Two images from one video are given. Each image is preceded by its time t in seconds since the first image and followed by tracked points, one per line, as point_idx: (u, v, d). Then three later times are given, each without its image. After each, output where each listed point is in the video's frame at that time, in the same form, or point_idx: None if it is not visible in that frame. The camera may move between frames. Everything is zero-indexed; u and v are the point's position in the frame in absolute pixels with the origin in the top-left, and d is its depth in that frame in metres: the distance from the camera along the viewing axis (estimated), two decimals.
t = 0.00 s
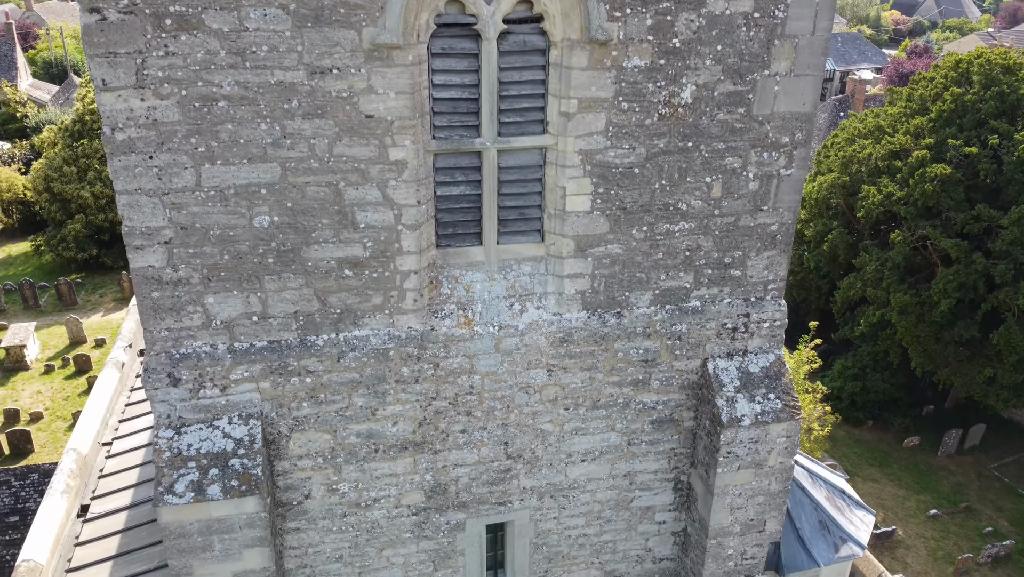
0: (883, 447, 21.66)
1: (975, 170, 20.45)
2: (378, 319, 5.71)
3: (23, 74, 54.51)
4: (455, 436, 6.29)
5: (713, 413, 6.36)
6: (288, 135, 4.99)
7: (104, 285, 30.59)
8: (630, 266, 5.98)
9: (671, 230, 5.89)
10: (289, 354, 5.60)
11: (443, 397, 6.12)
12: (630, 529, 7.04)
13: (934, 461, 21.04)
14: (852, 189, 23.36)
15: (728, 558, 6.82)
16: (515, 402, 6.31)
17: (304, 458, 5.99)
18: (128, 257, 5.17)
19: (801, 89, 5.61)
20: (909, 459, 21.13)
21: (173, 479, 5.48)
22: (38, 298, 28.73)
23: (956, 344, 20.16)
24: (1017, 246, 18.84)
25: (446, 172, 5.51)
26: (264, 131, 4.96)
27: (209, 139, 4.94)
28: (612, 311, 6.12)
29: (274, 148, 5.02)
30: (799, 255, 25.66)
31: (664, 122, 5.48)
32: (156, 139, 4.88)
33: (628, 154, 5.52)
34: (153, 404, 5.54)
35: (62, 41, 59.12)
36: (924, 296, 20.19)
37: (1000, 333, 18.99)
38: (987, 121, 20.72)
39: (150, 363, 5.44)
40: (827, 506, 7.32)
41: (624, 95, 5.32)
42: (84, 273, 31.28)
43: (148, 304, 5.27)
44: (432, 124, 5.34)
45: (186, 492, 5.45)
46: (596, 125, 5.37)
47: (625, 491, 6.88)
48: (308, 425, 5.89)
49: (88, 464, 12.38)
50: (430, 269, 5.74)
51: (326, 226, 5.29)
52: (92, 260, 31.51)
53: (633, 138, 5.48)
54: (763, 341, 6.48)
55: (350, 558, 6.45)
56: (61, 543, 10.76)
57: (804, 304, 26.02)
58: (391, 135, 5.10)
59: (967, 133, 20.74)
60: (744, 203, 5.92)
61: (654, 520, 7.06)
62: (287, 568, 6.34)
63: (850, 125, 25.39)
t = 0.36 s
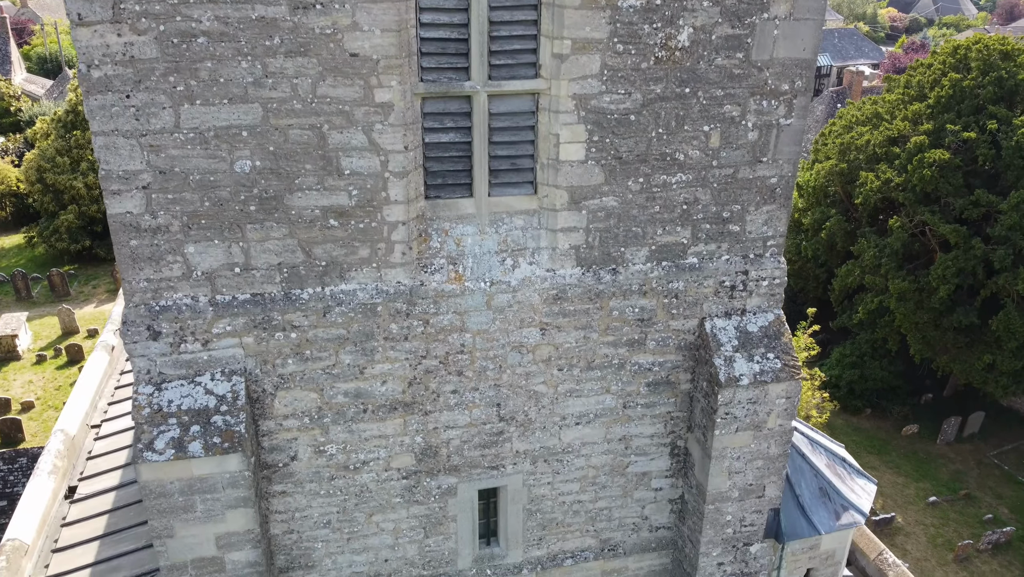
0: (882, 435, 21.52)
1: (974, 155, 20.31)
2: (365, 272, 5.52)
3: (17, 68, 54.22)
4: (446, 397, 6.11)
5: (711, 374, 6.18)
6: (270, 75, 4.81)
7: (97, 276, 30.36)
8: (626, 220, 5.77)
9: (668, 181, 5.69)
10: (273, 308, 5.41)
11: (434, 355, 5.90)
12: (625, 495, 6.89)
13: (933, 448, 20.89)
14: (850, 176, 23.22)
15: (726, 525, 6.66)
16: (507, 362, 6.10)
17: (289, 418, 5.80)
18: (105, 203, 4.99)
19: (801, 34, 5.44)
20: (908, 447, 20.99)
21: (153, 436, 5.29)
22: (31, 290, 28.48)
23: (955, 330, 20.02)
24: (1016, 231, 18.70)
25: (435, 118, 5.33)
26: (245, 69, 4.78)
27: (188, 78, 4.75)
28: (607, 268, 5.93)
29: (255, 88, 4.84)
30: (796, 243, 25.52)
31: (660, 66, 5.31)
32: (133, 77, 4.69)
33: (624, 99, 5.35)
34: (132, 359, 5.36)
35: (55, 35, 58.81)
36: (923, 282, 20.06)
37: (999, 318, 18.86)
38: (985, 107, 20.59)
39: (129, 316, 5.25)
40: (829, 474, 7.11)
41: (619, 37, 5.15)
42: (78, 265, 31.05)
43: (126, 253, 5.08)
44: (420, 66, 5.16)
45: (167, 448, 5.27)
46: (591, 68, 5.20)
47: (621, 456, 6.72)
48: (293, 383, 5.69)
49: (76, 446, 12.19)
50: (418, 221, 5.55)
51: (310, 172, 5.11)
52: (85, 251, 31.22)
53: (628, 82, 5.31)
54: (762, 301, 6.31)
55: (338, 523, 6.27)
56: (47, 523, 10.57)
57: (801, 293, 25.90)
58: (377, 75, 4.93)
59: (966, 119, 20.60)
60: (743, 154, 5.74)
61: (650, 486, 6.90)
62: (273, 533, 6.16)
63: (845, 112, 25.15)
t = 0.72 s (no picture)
0: (881, 423, 21.38)
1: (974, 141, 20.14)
2: (355, 223, 5.32)
3: (12, 62, 53.99)
4: (440, 356, 5.89)
5: (712, 332, 5.99)
6: (254, 10, 4.62)
7: (91, 267, 30.15)
8: (625, 171, 5.57)
9: (669, 130, 5.50)
10: (259, 259, 5.22)
11: (426, 313, 5.70)
12: (624, 461, 6.73)
13: (934, 437, 20.72)
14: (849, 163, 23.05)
15: (727, 491, 6.48)
16: (502, 320, 5.89)
17: (277, 376, 5.60)
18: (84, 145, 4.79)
19: None
20: (908, 435, 20.82)
21: (135, 391, 5.11)
22: (24, 281, 28.23)
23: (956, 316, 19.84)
24: (1017, 216, 18.53)
25: (426, 61, 5.13)
26: (229, 4, 4.58)
27: (169, 13, 4.55)
28: (606, 222, 5.73)
29: (239, 25, 4.65)
30: (795, 232, 25.38)
31: (660, 7, 5.12)
32: (112, 11, 4.49)
33: (622, 42, 5.16)
34: (113, 312, 5.16)
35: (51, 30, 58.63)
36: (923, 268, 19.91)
37: (1000, 304, 18.69)
38: (985, 92, 20.42)
39: (109, 266, 5.06)
40: (832, 441, 6.91)
41: None
42: (72, 256, 30.82)
43: (106, 198, 4.89)
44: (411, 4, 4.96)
45: (149, 403, 5.08)
46: (588, 8, 5.01)
47: (619, 421, 6.55)
48: (281, 340, 5.50)
49: (65, 427, 11.99)
50: (410, 170, 5.34)
51: (296, 115, 4.92)
52: (79, 242, 30.95)
53: (627, 24, 5.13)
54: (765, 258, 6.13)
55: (328, 488, 6.09)
56: (34, 504, 10.38)
57: (801, 282, 25.76)
58: (366, 12, 4.73)
59: (965, 104, 20.43)
60: (745, 102, 5.55)
61: (649, 452, 6.73)
62: (262, 497, 5.98)
63: (844, 100, 25.04)
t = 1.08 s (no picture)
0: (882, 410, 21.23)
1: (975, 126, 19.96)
2: (345, 167, 5.13)
3: (8, 56, 53.77)
4: (434, 310, 5.69)
5: (714, 286, 5.80)
6: None
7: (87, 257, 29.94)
8: (625, 116, 5.38)
9: (670, 73, 5.31)
10: (246, 203, 5.04)
11: (420, 264, 5.50)
12: (623, 423, 6.57)
13: (935, 424, 20.55)
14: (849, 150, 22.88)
15: (729, 452, 6.31)
16: (498, 274, 5.69)
17: (266, 328, 5.42)
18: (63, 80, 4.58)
19: None
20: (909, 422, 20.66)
21: (117, 337, 4.93)
22: (19, 270, 27.99)
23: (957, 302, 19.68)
24: (1019, 200, 18.35)
25: None
26: None
27: None
28: (605, 170, 5.53)
29: None
30: (796, 220, 25.21)
31: None
32: None
33: None
34: (94, 257, 4.98)
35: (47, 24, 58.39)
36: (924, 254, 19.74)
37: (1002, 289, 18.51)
38: (986, 77, 20.23)
39: (91, 208, 4.87)
40: (836, 404, 6.74)
41: None
42: (67, 247, 30.61)
43: (86, 136, 4.70)
44: None
45: (131, 350, 4.90)
46: None
47: (618, 381, 6.37)
48: (269, 290, 5.31)
49: (56, 405, 11.78)
50: (401, 111, 5.13)
51: (283, 50, 4.73)
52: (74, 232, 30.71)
53: None
54: (769, 211, 5.95)
55: (320, 446, 5.91)
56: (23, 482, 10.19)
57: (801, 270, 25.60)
58: None
59: (966, 89, 20.22)
60: (749, 45, 5.37)
61: (649, 414, 6.57)
62: (250, 456, 5.79)
63: (845, 87, 24.87)
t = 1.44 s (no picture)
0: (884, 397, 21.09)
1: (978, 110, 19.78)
2: (339, 106, 4.98)
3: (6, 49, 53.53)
4: (432, 260, 5.52)
5: (721, 236, 5.63)
6: None
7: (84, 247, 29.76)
8: (628, 57, 5.22)
9: (676, 11, 5.15)
10: (237, 141, 4.88)
11: (417, 211, 5.32)
12: (625, 382, 6.41)
13: (938, 411, 20.39)
14: (851, 136, 22.71)
15: (735, 410, 6.16)
16: (498, 223, 5.51)
17: (258, 276, 5.26)
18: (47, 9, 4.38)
19: None
20: (912, 409, 20.49)
21: (104, 279, 4.77)
22: (15, 259, 27.80)
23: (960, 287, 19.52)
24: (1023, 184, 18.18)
25: None
26: None
27: None
28: (608, 114, 5.36)
29: None
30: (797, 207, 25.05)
31: None
32: None
33: None
34: (81, 197, 4.81)
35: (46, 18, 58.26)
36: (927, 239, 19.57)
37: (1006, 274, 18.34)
38: (988, 61, 20.02)
39: (77, 146, 4.70)
40: (845, 363, 6.57)
41: None
42: (65, 236, 30.43)
43: (73, 69, 4.50)
44: None
45: (119, 292, 4.74)
46: None
47: (621, 338, 6.18)
48: (261, 235, 5.15)
49: (50, 382, 11.60)
50: (397, 47, 4.91)
51: None
52: (71, 221, 30.53)
53: None
54: (776, 160, 5.79)
55: (315, 401, 5.76)
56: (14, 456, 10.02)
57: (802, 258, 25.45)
58: None
59: (969, 73, 20.04)
60: None
61: (652, 372, 6.40)
62: (243, 411, 5.64)
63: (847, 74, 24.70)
